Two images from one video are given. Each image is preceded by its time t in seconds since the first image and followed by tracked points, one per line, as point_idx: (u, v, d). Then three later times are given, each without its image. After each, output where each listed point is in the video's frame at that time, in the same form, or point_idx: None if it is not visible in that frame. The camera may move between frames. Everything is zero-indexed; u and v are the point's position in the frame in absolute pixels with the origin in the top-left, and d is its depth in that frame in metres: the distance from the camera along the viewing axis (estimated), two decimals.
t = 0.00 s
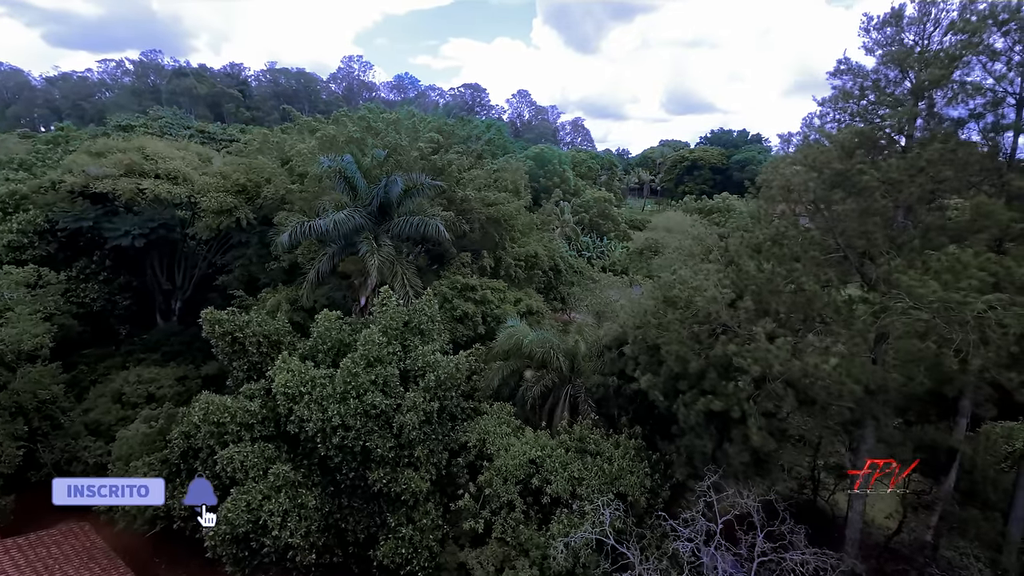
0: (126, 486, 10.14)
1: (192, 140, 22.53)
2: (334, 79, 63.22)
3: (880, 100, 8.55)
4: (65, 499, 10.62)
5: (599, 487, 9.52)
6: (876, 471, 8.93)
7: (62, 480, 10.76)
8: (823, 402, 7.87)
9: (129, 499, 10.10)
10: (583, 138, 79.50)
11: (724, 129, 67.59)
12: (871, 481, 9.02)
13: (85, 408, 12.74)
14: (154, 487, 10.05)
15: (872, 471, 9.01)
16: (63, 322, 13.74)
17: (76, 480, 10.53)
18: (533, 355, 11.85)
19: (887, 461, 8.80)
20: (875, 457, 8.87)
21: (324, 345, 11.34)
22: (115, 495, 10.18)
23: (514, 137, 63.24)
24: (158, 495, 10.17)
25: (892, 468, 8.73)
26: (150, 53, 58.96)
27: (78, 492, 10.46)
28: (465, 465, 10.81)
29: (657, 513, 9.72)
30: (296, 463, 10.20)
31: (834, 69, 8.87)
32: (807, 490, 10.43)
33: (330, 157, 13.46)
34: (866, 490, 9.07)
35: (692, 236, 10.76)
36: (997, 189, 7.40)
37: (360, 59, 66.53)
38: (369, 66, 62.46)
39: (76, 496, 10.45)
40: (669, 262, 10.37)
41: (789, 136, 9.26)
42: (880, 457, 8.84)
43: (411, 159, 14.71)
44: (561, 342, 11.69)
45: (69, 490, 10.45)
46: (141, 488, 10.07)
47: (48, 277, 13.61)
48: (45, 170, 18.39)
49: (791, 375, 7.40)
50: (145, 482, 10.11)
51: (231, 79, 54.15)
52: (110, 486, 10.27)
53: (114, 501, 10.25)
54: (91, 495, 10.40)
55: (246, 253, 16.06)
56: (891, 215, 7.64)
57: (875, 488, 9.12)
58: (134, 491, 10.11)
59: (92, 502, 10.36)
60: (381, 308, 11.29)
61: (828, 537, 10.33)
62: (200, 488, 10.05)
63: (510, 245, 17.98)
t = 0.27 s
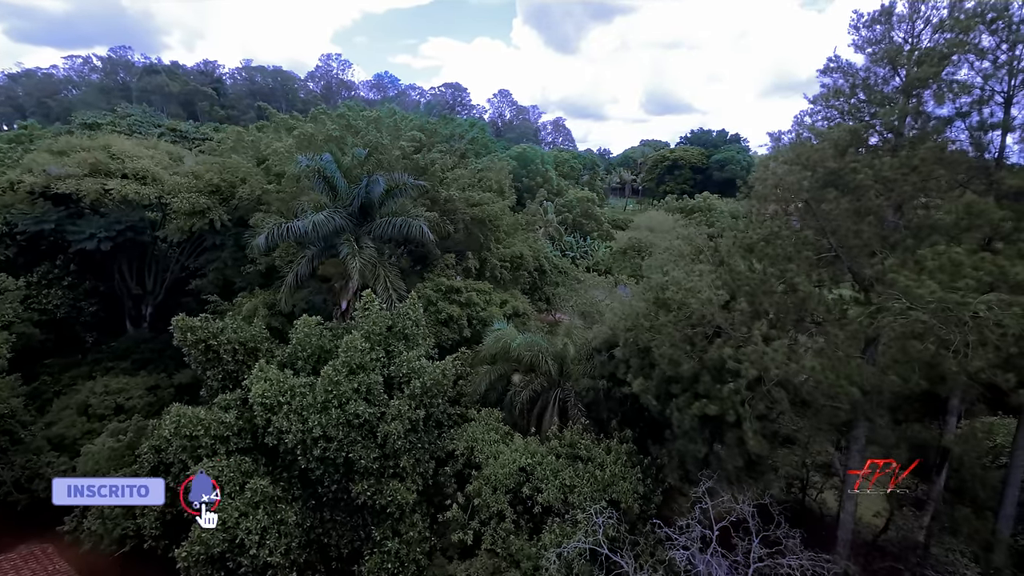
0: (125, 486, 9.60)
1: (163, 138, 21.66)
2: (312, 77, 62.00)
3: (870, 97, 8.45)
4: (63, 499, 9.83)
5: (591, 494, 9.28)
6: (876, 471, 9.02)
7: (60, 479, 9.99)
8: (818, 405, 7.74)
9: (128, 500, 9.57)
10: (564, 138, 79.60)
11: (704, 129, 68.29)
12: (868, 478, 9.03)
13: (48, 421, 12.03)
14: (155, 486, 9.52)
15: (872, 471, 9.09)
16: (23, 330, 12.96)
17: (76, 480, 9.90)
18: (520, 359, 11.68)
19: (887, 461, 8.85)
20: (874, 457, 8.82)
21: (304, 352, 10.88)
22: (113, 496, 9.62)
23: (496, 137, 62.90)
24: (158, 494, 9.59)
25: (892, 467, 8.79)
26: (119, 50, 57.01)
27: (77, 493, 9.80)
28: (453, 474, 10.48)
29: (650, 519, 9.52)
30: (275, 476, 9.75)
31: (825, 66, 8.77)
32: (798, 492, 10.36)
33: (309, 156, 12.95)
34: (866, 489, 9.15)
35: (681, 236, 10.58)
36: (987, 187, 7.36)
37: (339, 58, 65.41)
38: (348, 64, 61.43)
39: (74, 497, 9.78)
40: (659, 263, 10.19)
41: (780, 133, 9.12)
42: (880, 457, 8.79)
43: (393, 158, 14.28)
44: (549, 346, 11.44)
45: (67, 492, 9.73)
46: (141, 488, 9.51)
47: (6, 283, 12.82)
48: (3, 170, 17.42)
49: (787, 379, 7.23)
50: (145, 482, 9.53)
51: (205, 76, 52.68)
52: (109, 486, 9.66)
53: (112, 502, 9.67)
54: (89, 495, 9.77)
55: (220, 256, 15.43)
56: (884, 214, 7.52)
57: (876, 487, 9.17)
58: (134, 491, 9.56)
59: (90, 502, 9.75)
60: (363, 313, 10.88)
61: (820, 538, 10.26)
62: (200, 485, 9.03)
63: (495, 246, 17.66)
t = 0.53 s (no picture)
0: (125, 486, 9.03)
1: (138, 137, 20.96)
2: (294, 76, 61.00)
3: (865, 95, 8.35)
4: (64, 499, 9.50)
5: (586, 501, 9.06)
6: (876, 471, 9.09)
7: (62, 479, 9.67)
8: (816, 408, 7.59)
9: (129, 500, 9.01)
10: (550, 138, 79.56)
11: (688, 130, 68.78)
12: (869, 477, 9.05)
13: (15, 433, 11.43)
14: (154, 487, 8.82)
15: (872, 471, 9.15)
16: None
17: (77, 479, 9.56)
18: (511, 362, 11.53)
19: (887, 461, 8.89)
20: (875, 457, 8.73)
21: (287, 359, 10.49)
22: (114, 496, 9.09)
23: (482, 137, 62.53)
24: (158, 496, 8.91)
25: (892, 468, 8.83)
26: (94, 46, 55.43)
27: (78, 493, 9.45)
28: (444, 482, 10.18)
29: (646, 525, 9.32)
30: (258, 488, 9.36)
31: (818, 63, 8.64)
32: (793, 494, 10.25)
33: (290, 154, 12.52)
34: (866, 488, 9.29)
35: (674, 236, 10.43)
36: (982, 186, 7.29)
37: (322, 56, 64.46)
38: (331, 63, 60.54)
39: (74, 496, 9.44)
40: (652, 264, 10.00)
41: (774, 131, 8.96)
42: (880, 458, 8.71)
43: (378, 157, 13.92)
44: (540, 349, 11.21)
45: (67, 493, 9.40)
46: (140, 488, 8.91)
47: None
48: None
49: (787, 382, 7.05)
50: (145, 482, 8.91)
51: (183, 74, 51.44)
52: (110, 486, 9.17)
53: (113, 502, 9.15)
54: (90, 495, 9.37)
55: (199, 259, 14.91)
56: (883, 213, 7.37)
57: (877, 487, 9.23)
58: (134, 491, 8.98)
59: (91, 503, 9.33)
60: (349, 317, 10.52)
61: (815, 541, 10.17)
62: (202, 474, 8.84)
63: (484, 246, 17.38)
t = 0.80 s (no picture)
0: (125, 485, 8.37)
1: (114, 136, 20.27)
2: (277, 74, 60.01)
3: (860, 92, 8.24)
4: (64, 499, 8.96)
5: (581, 508, 8.83)
6: (875, 471, 9.21)
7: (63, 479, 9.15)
8: (815, 412, 7.42)
9: (129, 500, 8.36)
10: (536, 138, 79.50)
11: (673, 129, 69.16)
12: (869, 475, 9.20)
13: None
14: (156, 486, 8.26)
15: (872, 470, 9.25)
16: None
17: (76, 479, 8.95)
18: (503, 366, 11.33)
19: (886, 461, 8.98)
20: (874, 457, 8.67)
21: (270, 365, 10.09)
22: (114, 496, 8.41)
23: (468, 136, 62.10)
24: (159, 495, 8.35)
25: (892, 468, 8.94)
26: (68, 43, 53.89)
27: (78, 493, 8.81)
28: (435, 491, 9.89)
29: (642, 532, 9.12)
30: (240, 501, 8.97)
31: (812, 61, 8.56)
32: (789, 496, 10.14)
33: (272, 153, 12.09)
34: (866, 487, 9.47)
35: (668, 237, 10.26)
36: (980, 185, 7.21)
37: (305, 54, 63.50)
38: (314, 61, 59.65)
39: (74, 497, 8.86)
40: (646, 264, 9.83)
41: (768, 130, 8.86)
42: (879, 457, 8.65)
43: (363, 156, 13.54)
44: (532, 352, 10.97)
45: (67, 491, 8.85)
46: (141, 488, 8.31)
47: None
48: None
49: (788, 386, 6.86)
50: (145, 481, 8.34)
51: (162, 72, 50.21)
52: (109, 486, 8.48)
53: (115, 503, 8.47)
54: (91, 495, 8.71)
55: (178, 261, 14.39)
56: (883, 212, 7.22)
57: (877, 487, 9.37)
58: (134, 491, 8.34)
59: (92, 503, 8.72)
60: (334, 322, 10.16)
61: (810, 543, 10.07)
62: (202, 471, 8.67)
63: (473, 247, 17.09)
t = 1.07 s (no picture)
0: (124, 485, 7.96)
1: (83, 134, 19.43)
2: (256, 72, 58.75)
3: (856, 90, 8.11)
4: (64, 499, 8.16)
5: (577, 518, 8.57)
6: (876, 471, 9.10)
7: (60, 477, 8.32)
8: (816, 416, 7.25)
9: (127, 502, 7.95)
10: (520, 138, 79.28)
11: (657, 129, 69.50)
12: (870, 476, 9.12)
13: None
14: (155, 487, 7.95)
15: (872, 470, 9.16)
16: None
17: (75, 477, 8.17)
18: (493, 371, 11.06)
19: (887, 461, 8.86)
20: (875, 458, 8.61)
21: (250, 374, 9.64)
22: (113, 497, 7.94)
23: (452, 136, 61.57)
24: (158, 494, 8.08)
25: (894, 467, 8.81)
26: (36, 39, 52.04)
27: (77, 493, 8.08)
28: (424, 502, 9.54)
29: (638, 541, 8.89)
30: (219, 519, 8.52)
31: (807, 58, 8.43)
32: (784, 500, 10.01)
33: (251, 152, 11.60)
34: (866, 488, 9.32)
35: (661, 238, 10.05)
36: (978, 184, 7.11)
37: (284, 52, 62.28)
38: (294, 59, 58.55)
39: (75, 497, 8.09)
40: (640, 266, 9.60)
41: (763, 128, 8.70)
42: (879, 458, 8.59)
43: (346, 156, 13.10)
44: (524, 357, 10.68)
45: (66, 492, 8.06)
46: (140, 488, 7.97)
47: None
48: None
49: (791, 391, 6.66)
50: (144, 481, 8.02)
51: (136, 69, 48.72)
52: (108, 486, 7.98)
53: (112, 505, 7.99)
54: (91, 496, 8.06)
55: (152, 265, 13.78)
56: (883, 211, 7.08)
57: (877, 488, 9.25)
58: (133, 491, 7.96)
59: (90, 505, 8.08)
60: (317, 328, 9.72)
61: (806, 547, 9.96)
62: (200, 475, 8.44)
63: (460, 248, 16.74)
